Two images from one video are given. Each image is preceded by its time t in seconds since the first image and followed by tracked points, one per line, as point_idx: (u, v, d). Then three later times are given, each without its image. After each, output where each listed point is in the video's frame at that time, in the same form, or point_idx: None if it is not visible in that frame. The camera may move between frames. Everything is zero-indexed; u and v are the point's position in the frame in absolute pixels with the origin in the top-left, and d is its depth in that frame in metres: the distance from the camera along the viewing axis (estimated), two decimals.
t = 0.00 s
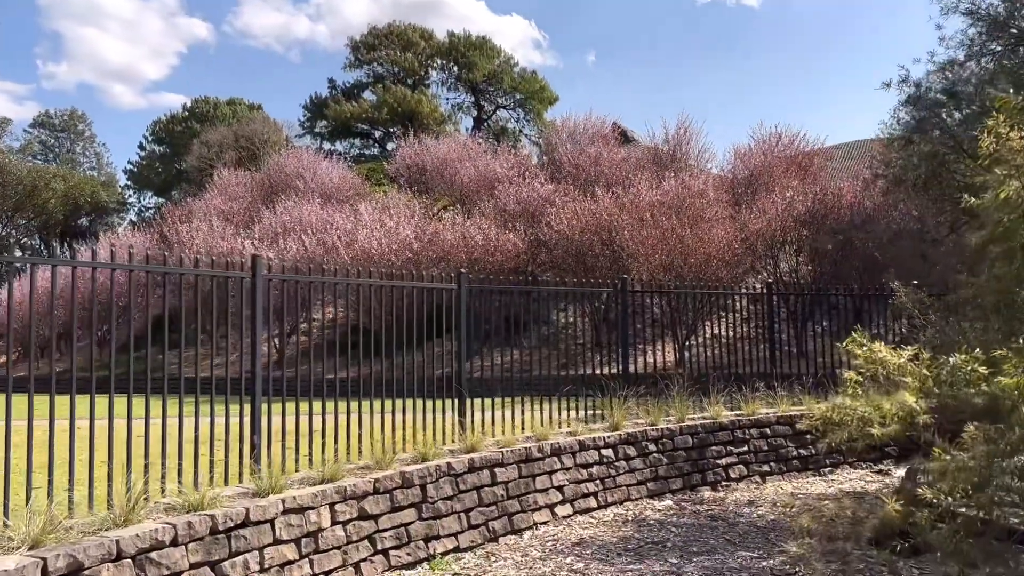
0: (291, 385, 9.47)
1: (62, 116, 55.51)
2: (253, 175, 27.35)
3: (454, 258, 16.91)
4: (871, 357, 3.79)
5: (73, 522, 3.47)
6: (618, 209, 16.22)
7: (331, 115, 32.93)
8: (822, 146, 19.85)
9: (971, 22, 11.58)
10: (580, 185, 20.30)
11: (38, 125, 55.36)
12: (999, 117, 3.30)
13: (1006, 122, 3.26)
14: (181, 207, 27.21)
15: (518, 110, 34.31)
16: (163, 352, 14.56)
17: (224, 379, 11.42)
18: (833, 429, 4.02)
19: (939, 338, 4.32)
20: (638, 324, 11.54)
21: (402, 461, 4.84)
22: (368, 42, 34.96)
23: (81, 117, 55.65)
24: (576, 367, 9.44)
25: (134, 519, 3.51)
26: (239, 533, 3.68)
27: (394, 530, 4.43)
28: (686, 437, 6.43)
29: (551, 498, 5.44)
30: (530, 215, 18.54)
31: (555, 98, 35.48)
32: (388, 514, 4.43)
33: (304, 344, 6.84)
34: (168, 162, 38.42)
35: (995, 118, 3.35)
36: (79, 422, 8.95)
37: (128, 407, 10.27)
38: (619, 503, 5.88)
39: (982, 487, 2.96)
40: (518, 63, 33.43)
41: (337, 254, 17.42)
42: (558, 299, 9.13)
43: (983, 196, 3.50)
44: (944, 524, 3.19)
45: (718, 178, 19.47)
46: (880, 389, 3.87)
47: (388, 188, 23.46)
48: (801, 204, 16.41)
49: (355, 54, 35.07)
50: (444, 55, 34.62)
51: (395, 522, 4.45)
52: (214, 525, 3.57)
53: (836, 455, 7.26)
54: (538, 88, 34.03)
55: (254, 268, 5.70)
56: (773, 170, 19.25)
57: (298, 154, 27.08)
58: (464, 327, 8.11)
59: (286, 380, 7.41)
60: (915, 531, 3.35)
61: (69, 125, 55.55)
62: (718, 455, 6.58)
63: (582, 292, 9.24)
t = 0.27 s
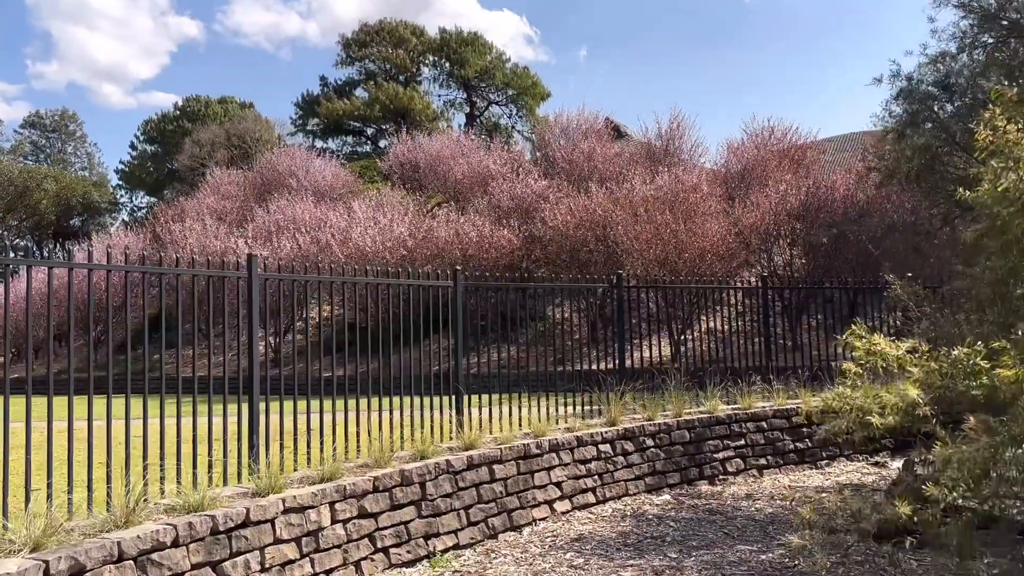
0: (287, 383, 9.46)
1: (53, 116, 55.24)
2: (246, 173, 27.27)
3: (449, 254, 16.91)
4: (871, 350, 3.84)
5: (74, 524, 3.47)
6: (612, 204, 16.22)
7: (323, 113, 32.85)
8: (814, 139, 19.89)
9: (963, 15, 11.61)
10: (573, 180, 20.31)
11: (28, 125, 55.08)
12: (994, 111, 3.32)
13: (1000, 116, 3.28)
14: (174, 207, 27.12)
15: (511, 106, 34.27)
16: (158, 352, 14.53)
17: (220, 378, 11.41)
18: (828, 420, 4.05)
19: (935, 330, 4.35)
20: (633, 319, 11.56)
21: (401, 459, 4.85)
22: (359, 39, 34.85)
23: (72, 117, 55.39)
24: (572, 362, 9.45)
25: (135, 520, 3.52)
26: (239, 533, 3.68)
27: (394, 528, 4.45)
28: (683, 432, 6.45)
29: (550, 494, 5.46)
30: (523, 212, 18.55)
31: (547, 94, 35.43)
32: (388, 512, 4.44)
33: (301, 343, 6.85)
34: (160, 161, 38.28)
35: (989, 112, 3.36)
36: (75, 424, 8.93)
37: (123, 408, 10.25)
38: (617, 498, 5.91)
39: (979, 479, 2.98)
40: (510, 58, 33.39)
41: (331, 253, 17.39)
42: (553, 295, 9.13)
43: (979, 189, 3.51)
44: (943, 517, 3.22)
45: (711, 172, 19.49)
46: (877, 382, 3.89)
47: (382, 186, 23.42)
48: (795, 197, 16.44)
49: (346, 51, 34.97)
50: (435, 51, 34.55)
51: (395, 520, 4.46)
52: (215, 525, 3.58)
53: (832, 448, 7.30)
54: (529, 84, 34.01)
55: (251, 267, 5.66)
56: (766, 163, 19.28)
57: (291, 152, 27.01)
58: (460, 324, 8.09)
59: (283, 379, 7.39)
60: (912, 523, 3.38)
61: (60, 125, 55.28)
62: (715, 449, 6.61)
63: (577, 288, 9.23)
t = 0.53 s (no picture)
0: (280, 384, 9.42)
1: (41, 118, 54.91)
2: (236, 173, 27.16)
3: (440, 253, 16.89)
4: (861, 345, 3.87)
5: (64, 528, 3.45)
6: (604, 201, 16.20)
7: (313, 112, 32.75)
8: (804, 135, 19.93)
9: (951, 10, 11.64)
10: (565, 178, 20.31)
11: (16, 126, 54.74)
12: (981, 107, 3.33)
13: (987, 112, 3.29)
14: (164, 207, 27.01)
15: (501, 104, 34.20)
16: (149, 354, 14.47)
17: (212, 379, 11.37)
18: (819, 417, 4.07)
19: (925, 325, 4.36)
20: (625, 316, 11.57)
21: (393, 459, 4.85)
22: (349, 38, 34.72)
23: (60, 118, 55.07)
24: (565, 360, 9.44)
25: (125, 524, 3.50)
26: (231, 536, 3.67)
27: (387, 529, 4.44)
28: (676, 429, 6.45)
29: (543, 493, 5.46)
30: (515, 210, 18.54)
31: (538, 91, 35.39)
32: (381, 513, 4.43)
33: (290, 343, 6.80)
34: (150, 162, 38.09)
35: (977, 108, 3.37)
36: (66, 426, 8.88)
37: (115, 411, 10.20)
38: (611, 496, 5.91)
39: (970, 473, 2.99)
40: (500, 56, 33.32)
41: (323, 252, 17.35)
42: (544, 293, 9.08)
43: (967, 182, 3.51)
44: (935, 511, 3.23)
45: (702, 169, 19.52)
46: (871, 377, 3.92)
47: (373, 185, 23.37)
48: (785, 193, 16.47)
49: (336, 49, 34.84)
50: (425, 49, 34.47)
51: (388, 520, 4.45)
52: (207, 528, 3.56)
53: (824, 443, 7.31)
54: (520, 82, 33.95)
55: (241, 268, 5.60)
56: (757, 160, 19.31)
57: (281, 151, 26.91)
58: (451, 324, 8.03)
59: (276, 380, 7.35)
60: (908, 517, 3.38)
61: (48, 126, 54.95)
62: (708, 445, 6.62)
63: (569, 286, 9.18)
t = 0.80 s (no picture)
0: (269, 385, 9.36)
1: (28, 119, 54.54)
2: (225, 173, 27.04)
3: (431, 252, 16.86)
4: (846, 343, 3.91)
5: (48, 533, 3.41)
6: (594, 199, 16.19)
7: (302, 112, 32.64)
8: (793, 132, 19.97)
9: (938, 6, 11.66)
10: (555, 176, 20.30)
11: (3, 127, 54.36)
12: (965, 103, 3.33)
13: (970, 108, 3.29)
14: (153, 208, 26.86)
15: (491, 103, 34.14)
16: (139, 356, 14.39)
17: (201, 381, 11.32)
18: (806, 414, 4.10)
19: (912, 321, 4.37)
20: (615, 314, 11.56)
21: (382, 459, 4.82)
22: (338, 37, 34.60)
23: (48, 119, 54.73)
24: (555, 359, 9.42)
25: (110, 528, 3.46)
26: (218, 538, 3.64)
27: (377, 529, 4.42)
28: (666, 426, 6.45)
29: (533, 491, 5.45)
30: (505, 208, 18.52)
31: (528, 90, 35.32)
32: (370, 513, 4.41)
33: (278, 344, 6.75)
34: (138, 162, 37.87)
35: (961, 104, 3.37)
36: (53, 429, 8.83)
37: (102, 413, 10.13)
38: (601, 494, 5.91)
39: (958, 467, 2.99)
40: (490, 55, 33.27)
41: (312, 252, 17.29)
42: (535, 291, 9.04)
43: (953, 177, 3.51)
44: (923, 505, 3.23)
45: (691, 166, 19.55)
46: (859, 374, 3.93)
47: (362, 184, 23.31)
48: (775, 189, 16.50)
49: (325, 49, 34.71)
50: (415, 48, 34.37)
51: (377, 521, 4.43)
52: (193, 531, 3.53)
53: (814, 439, 7.32)
54: (510, 80, 33.90)
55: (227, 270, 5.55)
56: (746, 157, 19.34)
57: (270, 151, 26.81)
58: (439, 323, 7.97)
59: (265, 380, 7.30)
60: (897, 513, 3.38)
61: (36, 127, 54.57)
62: (698, 443, 6.62)
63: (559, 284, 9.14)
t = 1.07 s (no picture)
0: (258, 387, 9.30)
1: (14, 120, 54.14)
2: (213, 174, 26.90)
3: (420, 252, 16.82)
4: (833, 341, 3.93)
5: (31, 538, 3.37)
6: (583, 198, 16.20)
7: (290, 112, 32.52)
8: (781, 130, 20.06)
9: (924, 4, 11.70)
10: (544, 175, 20.30)
11: None
12: (948, 101, 3.33)
13: (954, 105, 3.29)
14: (140, 209, 26.71)
15: (480, 102, 34.10)
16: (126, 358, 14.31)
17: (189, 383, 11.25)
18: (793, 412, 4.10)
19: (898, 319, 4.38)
20: (604, 313, 11.56)
21: (371, 461, 4.80)
22: (326, 37, 34.48)
23: (34, 120, 54.34)
24: (545, 358, 9.39)
25: (94, 532, 3.43)
26: (204, 542, 3.61)
27: (365, 531, 4.39)
28: (655, 425, 6.45)
29: (522, 492, 5.44)
30: (494, 208, 18.50)
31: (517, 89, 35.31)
32: (358, 515, 4.38)
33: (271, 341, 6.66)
34: (125, 163, 37.65)
35: (945, 101, 3.36)
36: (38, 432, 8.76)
37: (89, 416, 10.07)
38: (591, 493, 5.90)
39: (944, 462, 2.99)
40: (479, 54, 33.23)
41: (301, 253, 17.22)
42: (524, 291, 9.01)
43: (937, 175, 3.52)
44: (912, 502, 3.23)
45: (680, 165, 19.58)
46: (846, 372, 3.94)
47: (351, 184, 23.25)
48: (763, 188, 16.55)
49: (313, 48, 34.59)
50: (403, 47, 34.29)
51: (365, 523, 4.41)
52: (178, 535, 3.50)
53: (803, 437, 7.33)
54: (499, 80, 33.86)
55: (213, 271, 5.50)
56: (735, 156, 19.39)
57: (258, 151, 26.69)
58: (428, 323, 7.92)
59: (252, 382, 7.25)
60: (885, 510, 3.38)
61: (21, 128, 54.17)
62: (687, 441, 6.63)
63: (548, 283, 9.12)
